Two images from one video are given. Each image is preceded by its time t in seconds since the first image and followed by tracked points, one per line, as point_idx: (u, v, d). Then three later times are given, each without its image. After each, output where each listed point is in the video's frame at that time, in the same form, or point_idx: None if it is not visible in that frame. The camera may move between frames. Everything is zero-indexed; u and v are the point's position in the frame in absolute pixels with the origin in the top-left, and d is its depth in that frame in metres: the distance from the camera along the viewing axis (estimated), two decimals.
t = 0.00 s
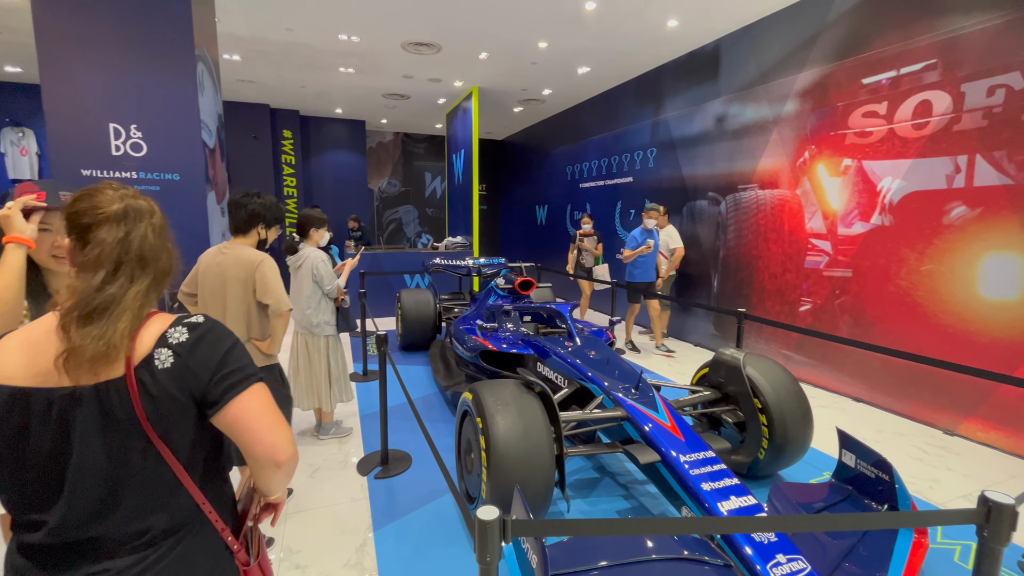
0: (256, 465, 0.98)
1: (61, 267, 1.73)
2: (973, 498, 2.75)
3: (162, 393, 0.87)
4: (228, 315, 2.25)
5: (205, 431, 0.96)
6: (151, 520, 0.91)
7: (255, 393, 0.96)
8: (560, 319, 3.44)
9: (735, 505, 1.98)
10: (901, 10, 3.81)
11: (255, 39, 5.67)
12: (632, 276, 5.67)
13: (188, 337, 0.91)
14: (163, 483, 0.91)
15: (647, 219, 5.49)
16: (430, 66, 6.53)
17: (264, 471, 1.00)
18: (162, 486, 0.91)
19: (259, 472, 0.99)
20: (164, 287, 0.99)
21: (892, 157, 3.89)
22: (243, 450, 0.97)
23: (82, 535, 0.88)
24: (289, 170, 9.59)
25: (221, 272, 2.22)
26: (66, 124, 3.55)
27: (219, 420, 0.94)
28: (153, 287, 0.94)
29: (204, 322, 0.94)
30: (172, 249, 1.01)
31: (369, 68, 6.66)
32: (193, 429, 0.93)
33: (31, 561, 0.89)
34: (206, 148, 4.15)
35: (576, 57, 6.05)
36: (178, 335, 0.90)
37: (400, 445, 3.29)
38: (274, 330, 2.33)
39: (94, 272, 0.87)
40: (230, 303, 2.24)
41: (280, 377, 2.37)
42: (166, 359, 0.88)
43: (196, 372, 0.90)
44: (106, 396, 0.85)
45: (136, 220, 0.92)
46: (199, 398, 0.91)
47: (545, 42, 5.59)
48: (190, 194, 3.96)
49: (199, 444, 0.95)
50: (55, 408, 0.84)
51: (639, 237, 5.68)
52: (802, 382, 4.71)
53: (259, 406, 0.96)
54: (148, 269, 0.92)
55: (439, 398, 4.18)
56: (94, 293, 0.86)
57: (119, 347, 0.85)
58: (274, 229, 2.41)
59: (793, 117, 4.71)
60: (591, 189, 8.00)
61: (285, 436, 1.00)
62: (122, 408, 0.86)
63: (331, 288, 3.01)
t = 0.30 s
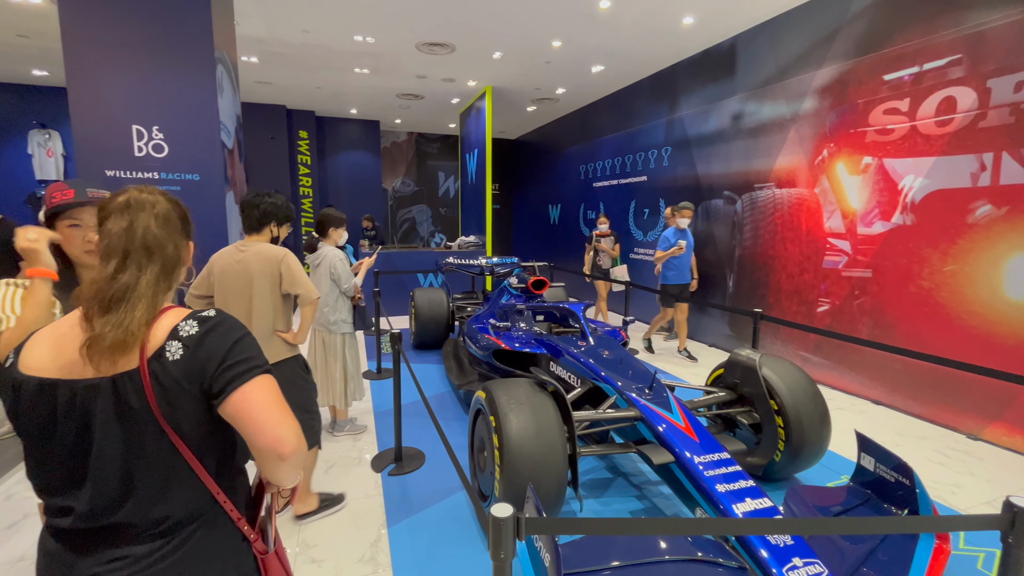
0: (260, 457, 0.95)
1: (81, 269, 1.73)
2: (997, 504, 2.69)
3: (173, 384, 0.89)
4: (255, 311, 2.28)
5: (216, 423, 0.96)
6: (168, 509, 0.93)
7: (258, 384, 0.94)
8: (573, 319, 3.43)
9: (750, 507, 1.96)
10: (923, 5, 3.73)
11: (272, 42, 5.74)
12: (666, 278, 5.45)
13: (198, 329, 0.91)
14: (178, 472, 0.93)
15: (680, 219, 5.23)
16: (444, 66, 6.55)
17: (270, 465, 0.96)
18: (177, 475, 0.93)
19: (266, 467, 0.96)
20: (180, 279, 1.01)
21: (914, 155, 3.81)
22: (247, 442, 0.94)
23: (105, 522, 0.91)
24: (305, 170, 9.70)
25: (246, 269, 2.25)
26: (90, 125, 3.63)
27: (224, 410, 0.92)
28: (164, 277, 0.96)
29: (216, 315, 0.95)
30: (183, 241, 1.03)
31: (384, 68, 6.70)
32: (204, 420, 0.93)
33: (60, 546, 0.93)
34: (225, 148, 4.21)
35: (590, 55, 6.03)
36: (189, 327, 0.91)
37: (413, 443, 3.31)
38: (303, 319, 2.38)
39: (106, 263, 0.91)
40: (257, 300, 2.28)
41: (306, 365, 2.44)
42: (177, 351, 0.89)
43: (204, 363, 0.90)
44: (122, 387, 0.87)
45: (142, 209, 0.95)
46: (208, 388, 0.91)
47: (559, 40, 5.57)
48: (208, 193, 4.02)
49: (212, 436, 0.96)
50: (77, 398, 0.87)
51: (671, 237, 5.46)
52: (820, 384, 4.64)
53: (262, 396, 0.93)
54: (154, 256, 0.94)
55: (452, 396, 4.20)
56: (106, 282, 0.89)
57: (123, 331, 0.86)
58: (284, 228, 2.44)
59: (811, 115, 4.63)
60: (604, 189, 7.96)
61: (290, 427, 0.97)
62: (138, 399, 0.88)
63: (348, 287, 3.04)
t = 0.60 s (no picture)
0: (253, 465, 0.93)
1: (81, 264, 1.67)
2: (1021, 510, 2.63)
3: (174, 384, 0.89)
4: (278, 307, 2.31)
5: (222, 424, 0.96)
6: (174, 503, 0.94)
7: (252, 391, 0.91)
8: (586, 318, 3.42)
9: (765, 509, 1.94)
10: None
11: (289, 43, 5.80)
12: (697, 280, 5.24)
13: (200, 331, 0.91)
14: (185, 468, 0.94)
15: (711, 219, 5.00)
16: (457, 65, 6.56)
17: (264, 474, 0.94)
18: (184, 472, 0.94)
19: (263, 474, 0.94)
20: (179, 270, 0.99)
21: (936, 152, 3.73)
22: (242, 447, 0.92)
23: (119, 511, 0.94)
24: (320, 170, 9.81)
25: (268, 266, 2.27)
26: (112, 126, 3.71)
27: (222, 414, 0.91)
28: (152, 268, 0.95)
29: (220, 315, 0.94)
30: (185, 232, 1.02)
31: (397, 68, 6.74)
32: (208, 421, 0.93)
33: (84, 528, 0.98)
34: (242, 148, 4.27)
35: (604, 54, 5.99)
36: (192, 328, 0.91)
37: (426, 440, 3.33)
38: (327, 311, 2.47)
39: (99, 259, 0.95)
40: (280, 297, 2.31)
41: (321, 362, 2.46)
42: (179, 351, 0.90)
43: (204, 365, 0.90)
44: (132, 385, 0.89)
45: (131, 203, 0.97)
46: (207, 391, 0.91)
47: (572, 39, 5.55)
48: (226, 193, 4.08)
49: (218, 435, 0.96)
50: (95, 392, 0.90)
51: (701, 237, 5.24)
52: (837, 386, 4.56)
53: (258, 402, 0.91)
54: (135, 246, 0.94)
55: (464, 395, 4.21)
56: (99, 279, 0.94)
57: (92, 319, 0.88)
58: (298, 226, 2.47)
59: (829, 112, 4.56)
60: (617, 187, 7.92)
61: (284, 437, 0.93)
62: (145, 397, 0.90)
63: (364, 286, 3.06)
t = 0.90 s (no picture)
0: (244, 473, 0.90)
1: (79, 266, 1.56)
2: None
3: (164, 391, 0.88)
4: (301, 305, 2.34)
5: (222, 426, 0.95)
6: (178, 500, 0.96)
7: (235, 402, 0.87)
8: (598, 317, 3.41)
9: (780, 512, 1.91)
10: None
11: (303, 44, 5.86)
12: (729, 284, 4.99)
13: (188, 339, 0.89)
14: (187, 469, 0.95)
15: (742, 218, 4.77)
16: (470, 65, 6.56)
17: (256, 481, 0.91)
18: (187, 472, 0.95)
19: (254, 480, 0.91)
20: (168, 268, 0.97)
21: (959, 150, 3.64)
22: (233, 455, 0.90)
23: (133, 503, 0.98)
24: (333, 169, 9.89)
25: (290, 265, 2.29)
26: (131, 127, 3.77)
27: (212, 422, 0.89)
28: (140, 267, 0.95)
29: (211, 320, 0.92)
30: (182, 229, 0.99)
31: (410, 68, 6.77)
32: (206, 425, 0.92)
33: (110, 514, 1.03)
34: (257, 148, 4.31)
35: (617, 52, 5.95)
36: (181, 336, 0.89)
37: (438, 438, 3.34)
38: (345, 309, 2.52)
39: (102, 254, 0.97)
40: (303, 297, 2.34)
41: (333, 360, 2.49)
42: (168, 360, 0.88)
43: (191, 373, 0.88)
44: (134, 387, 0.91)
45: (128, 201, 0.98)
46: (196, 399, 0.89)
47: (585, 37, 5.52)
48: (241, 192, 4.13)
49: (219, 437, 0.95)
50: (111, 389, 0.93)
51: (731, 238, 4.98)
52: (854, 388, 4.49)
53: (245, 411, 0.87)
54: (123, 244, 0.95)
55: (476, 393, 4.22)
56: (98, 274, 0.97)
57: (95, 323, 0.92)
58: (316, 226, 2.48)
59: (848, 109, 4.48)
60: (630, 186, 7.87)
61: (270, 446, 0.88)
62: (144, 401, 0.91)
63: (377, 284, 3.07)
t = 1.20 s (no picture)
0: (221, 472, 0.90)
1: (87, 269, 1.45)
2: None
3: (159, 386, 0.89)
4: (323, 307, 2.36)
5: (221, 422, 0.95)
6: (180, 494, 0.97)
7: (215, 404, 0.86)
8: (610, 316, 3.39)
9: (796, 514, 1.88)
10: None
11: (317, 44, 5.90)
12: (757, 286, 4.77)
13: (183, 335, 0.89)
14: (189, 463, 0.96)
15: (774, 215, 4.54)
16: (482, 63, 6.56)
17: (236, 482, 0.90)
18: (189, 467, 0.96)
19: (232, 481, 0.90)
20: (165, 263, 0.98)
21: (982, 147, 3.55)
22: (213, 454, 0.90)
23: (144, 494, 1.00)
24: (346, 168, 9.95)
25: (316, 264, 2.32)
26: (148, 127, 3.82)
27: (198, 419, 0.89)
28: (139, 262, 0.97)
29: (209, 318, 0.92)
30: (182, 227, 1.00)
31: (423, 67, 6.78)
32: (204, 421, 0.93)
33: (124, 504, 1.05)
34: (271, 148, 4.35)
35: (630, 49, 5.91)
36: (177, 332, 0.90)
37: (449, 436, 3.34)
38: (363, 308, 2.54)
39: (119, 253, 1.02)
40: (327, 297, 2.36)
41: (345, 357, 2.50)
42: (163, 356, 0.89)
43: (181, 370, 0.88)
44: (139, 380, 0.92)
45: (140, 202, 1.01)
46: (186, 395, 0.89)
47: (598, 35, 5.49)
48: (256, 191, 4.17)
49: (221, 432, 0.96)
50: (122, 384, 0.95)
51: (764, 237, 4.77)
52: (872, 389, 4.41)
53: (226, 414, 0.86)
54: (128, 241, 0.98)
55: (487, 392, 4.21)
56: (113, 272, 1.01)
57: (100, 311, 0.97)
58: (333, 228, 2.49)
59: (866, 106, 4.40)
60: (642, 184, 7.81)
61: (247, 452, 0.86)
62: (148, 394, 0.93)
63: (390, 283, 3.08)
